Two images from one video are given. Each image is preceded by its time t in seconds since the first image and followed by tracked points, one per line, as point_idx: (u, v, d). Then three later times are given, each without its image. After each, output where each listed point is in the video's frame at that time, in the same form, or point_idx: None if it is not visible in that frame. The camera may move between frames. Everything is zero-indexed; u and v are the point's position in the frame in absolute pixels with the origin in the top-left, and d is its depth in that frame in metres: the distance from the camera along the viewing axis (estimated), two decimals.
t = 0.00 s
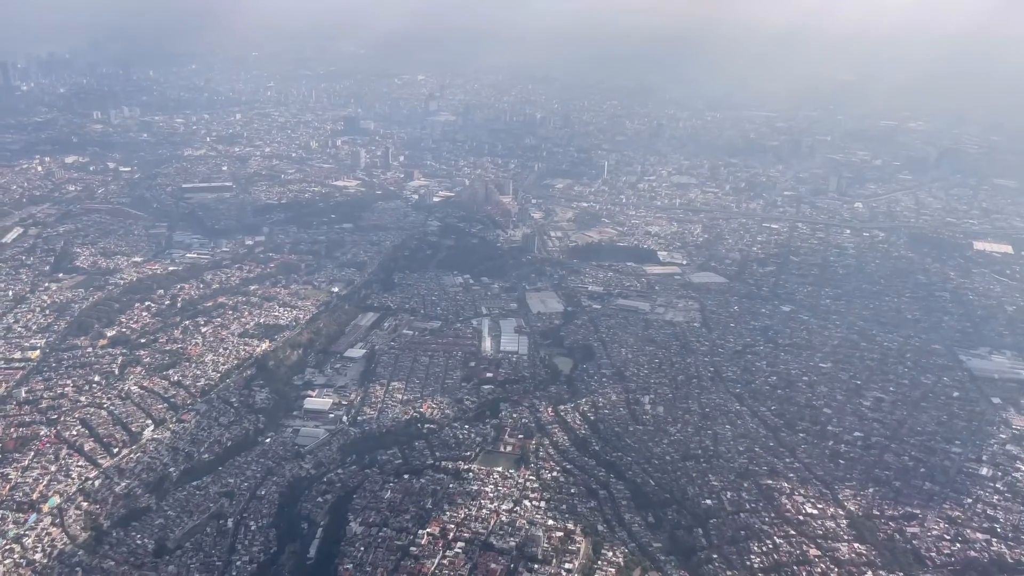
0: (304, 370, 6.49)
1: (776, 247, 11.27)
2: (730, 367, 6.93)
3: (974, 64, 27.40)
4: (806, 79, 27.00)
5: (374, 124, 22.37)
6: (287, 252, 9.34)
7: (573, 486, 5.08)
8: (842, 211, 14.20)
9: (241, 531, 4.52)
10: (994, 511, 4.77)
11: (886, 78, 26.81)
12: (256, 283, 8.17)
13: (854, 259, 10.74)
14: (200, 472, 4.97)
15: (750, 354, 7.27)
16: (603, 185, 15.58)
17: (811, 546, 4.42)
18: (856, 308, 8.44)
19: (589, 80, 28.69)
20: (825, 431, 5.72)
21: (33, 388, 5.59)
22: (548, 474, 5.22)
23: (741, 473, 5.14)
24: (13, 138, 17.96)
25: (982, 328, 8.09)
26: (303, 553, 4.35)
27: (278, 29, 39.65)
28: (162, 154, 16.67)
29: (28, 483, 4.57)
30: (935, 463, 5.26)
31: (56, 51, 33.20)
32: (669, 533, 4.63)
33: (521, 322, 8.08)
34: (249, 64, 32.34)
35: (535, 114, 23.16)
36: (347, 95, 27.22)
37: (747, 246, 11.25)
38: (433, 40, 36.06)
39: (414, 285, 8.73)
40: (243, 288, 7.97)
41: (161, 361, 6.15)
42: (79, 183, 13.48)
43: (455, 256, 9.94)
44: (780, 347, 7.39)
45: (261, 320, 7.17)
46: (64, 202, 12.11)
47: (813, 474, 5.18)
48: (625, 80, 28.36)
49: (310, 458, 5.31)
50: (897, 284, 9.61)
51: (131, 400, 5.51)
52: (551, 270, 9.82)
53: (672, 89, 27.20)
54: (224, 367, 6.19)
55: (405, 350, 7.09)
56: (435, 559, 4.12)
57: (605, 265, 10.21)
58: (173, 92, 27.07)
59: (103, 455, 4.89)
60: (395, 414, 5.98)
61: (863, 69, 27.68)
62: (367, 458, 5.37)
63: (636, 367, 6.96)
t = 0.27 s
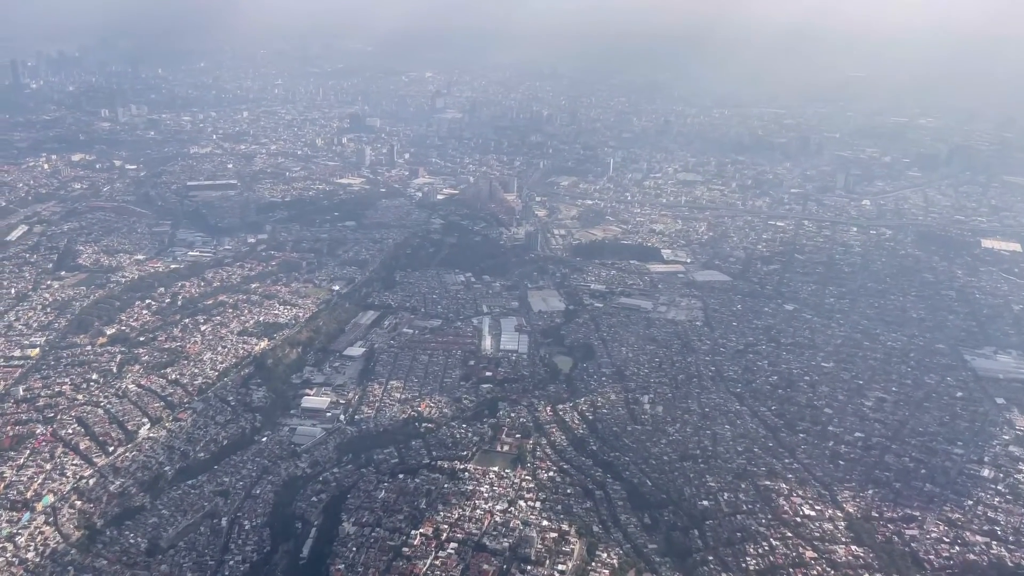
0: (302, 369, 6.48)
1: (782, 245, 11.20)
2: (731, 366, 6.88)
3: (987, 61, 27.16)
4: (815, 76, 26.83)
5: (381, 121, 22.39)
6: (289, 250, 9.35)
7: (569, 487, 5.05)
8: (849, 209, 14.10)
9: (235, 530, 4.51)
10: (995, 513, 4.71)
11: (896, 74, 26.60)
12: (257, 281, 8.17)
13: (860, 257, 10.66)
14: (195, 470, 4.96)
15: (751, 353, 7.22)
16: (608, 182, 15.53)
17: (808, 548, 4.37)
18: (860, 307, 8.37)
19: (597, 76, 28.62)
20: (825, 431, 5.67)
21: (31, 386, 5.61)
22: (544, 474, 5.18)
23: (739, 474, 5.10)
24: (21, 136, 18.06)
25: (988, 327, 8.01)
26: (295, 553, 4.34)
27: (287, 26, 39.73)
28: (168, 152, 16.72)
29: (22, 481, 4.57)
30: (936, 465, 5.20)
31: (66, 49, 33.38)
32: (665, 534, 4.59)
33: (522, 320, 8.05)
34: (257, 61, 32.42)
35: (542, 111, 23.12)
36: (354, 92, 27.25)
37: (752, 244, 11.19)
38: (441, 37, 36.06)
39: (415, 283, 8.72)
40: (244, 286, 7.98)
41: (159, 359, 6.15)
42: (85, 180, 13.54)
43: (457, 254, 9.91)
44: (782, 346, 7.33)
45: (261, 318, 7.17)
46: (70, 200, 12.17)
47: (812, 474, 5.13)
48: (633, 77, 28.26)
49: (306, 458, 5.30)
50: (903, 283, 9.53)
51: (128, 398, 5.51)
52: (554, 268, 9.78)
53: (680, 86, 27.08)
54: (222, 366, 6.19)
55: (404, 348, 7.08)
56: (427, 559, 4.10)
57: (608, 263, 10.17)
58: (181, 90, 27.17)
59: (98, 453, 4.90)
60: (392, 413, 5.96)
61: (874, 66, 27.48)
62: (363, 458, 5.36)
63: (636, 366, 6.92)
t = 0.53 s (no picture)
0: (299, 367, 6.47)
1: (785, 243, 11.12)
2: (730, 366, 6.83)
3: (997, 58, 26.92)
4: (823, 73, 26.66)
5: (386, 118, 22.37)
6: (289, 247, 9.34)
7: (563, 487, 5.01)
8: (855, 206, 14.01)
9: (226, 530, 4.50)
10: (993, 516, 4.66)
11: (905, 71, 26.42)
12: (256, 279, 8.16)
13: (864, 256, 10.58)
14: (189, 469, 4.95)
15: (751, 352, 7.16)
16: (612, 179, 15.48)
17: (802, 551, 4.33)
18: (863, 306, 8.30)
19: (604, 73, 28.53)
20: (823, 432, 5.62)
21: (26, 384, 5.61)
22: (539, 474, 5.15)
23: (735, 474, 5.05)
24: (27, 133, 18.13)
25: (992, 327, 7.93)
26: (287, 553, 4.32)
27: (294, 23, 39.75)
28: (173, 149, 16.75)
29: (14, 479, 4.57)
30: (934, 467, 5.15)
31: (74, 46, 33.50)
32: (659, 536, 4.56)
33: (521, 319, 8.01)
34: (263, 58, 32.45)
35: (547, 108, 23.05)
36: (360, 89, 27.25)
37: (755, 242, 11.12)
38: (446, 34, 36.00)
39: (414, 281, 8.69)
40: (242, 283, 7.97)
41: (155, 357, 6.15)
42: (88, 178, 13.58)
43: (458, 252, 9.88)
44: (783, 346, 7.27)
45: (259, 316, 7.16)
46: (72, 197, 12.20)
47: (809, 476, 5.08)
48: (640, 74, 28.16)
49: (300, 457, 5.28)
50: (907, 282, 9.45)
51: (123, 396, 5.51)
52: (555, 266, 9.74)
53: (687, 83, 26.97)
54: (218, 364, 6.18)
55: (402, 347, 7.05)
56: (417, 560, 4.08)
57: (610, 261, 10.12)
58: (187, 87, 27.23)
59: (91, 452, 4.89)
60: (388, 412, 5.94)
61: (883, 62, 27.29)
62: (357, 457, 5.34)
63: (635, 365, 6.88)
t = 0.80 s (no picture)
0: (295, 365, 6.46)
1: (788, 241, 11.05)
2: (729, 365, 6.78)
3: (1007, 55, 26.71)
4: (830, 69, 26.51)
5: (390, 115, 22.34)
6: (289, 244, 9.33)
7: (557, 486, 4.98)
8: (860, 204, 13.92)
9: (218, 528, 4.49)
10: (990, 518, 4.61)
11: (913, 68, 26.24)
12: (255, 276, 8.15)
13: (868, 254, 10.50)
14: (182, 466, 4.95)
15: (750, 351, 7.12)
16: (616, 177, 15.42)
17: (795, 552, 4.30)
18: (864, 305, 8.24)
19: (610, 70, 28.43)
20: (821, 432, 5.57)
21: (22, 381, 5.62)
22: (533, 473, 5.13)
23: (730, 474, 5.02)
24: (33, 129, 18.18)
25: (995, 326, 7.85)
26: (277, 551, 4.31)
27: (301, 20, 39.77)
28: (177, 145, 16.78)
29: (7, 476, 4.58)
30: (932, 467, 5.10)
31: (81, 43, 33.61)
32: (652, 536, 4.53)
33: (520, 316, 7.98)
34: (270, 55, 32.47)
35: (552, 105, 22.98)
36: (365, 86, 27.24)
37: (758, 240, 11.05)
38: (452, 31, 35.94)
39: (414, 278, 8.67)
40: (241, 281, 7.96)
41: (151, 354, 6.15)
42: (92, 174, 13.60)
43: (459, 249, 9.86)
44: (783, 345, 7.23)
45: (256, 313, 7.15)
46: (75, 193, 12.23)
47: (805, 476, 5.04)
48: (646, 71, 28.05)
49: (294, 454, 5.27)
50: (910, 281, 9.37)
51: (117, 393, 5.51)
52: (555, 264, 9.70)
53: (693, 79, 26.86)
54: (214, 361, 6.17)
55: (399, 344, 7.04)
56: (406, 560, 4.06)
57: (611, 259, 10.08)
58: (194, 83, 27.26)
59: (84, 449, 4.90)
60: (384, 410, 5.92)
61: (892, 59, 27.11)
62: (352, 455, 5.33)
63: (633, 363, 6.84)
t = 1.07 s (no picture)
0: (291, 362, 6.45)
1: (791, 239, 10.98)
2: (727, 364, 6.74)
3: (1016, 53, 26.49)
4: (837, 66, 26.36)
5: (395, 111, 22.32)
6: (289, 241, 9.32)
7: (550, 486, 4.96)
8: (864, 202, 13.83)
9: (209, 525, 4.49)
10: (987, 521, 4.56)
11: (921, 64, 26.06)
12: (254, 272, 8.15)
13: (871, 252, 10.43)
14: (174, 463, 4.95)
15: (749, 350, 7.07)
16: (619, 173, 15.37)
17: (787, 554, 4.27)
18: (865, 304, 8.18)
19: (616, 66, 28.33)
20: (817, 432, 5.53)
21: (17, 377, 5.63)
22: (526, 472, 5.10)
23: (725, 475, 4.98)
24: (38, 125, 18.23)
25: (997, 325, 7.78)
26: (267, 549, 4.30)
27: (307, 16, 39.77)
28: (181, 141, 16.80)
29: None
30: (929, 469, 5.05)
31: (89, 38, 33.69)
32: (644, 537, 4.50)
33: (518, 314, 7.95)
34: (275, 50, 32.47)
35: (557, 101, 22.91)
36: (370, 82, 27.21)
37: (760, 238, 11.00)
38: (458, 27, 35.86)
39: (413, 275, 8.65)
40: (239, 277, 7.96)
41: (147, 350, 6.15)
42: (95, 170, 13.62)
43: (459, 247, 9.83)
44: (782, 344, 7.18)
45: (253, 310, 7.14)
46: (78, 189, 12.24)
47: (800, 477, 5.00)
48: (653, 67, 27.96)
49: (287, 452, 5.26)
50: (913, 279, 9.30)
51: (111, 390, 5.51)
52: (555, 261, 9.67)
53: (700, 76, 26.75)
54: (209, 358, 6.17)
55: (396, 342, 7.02)
56: (395, 559, 4.05)
57: (611, 257, 10.04)
58: (199, 79, 27.29)
59: (76, 446, 4.90)
60: (378, 408, 5.90)
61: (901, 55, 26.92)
62: (345, 453, 5.31)
63: (630, 362, 6.81)
